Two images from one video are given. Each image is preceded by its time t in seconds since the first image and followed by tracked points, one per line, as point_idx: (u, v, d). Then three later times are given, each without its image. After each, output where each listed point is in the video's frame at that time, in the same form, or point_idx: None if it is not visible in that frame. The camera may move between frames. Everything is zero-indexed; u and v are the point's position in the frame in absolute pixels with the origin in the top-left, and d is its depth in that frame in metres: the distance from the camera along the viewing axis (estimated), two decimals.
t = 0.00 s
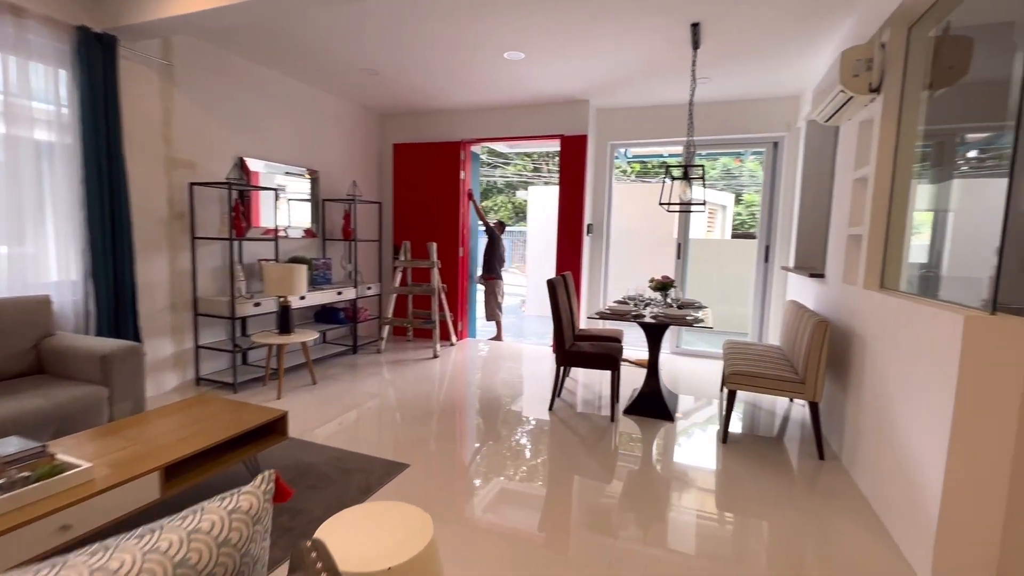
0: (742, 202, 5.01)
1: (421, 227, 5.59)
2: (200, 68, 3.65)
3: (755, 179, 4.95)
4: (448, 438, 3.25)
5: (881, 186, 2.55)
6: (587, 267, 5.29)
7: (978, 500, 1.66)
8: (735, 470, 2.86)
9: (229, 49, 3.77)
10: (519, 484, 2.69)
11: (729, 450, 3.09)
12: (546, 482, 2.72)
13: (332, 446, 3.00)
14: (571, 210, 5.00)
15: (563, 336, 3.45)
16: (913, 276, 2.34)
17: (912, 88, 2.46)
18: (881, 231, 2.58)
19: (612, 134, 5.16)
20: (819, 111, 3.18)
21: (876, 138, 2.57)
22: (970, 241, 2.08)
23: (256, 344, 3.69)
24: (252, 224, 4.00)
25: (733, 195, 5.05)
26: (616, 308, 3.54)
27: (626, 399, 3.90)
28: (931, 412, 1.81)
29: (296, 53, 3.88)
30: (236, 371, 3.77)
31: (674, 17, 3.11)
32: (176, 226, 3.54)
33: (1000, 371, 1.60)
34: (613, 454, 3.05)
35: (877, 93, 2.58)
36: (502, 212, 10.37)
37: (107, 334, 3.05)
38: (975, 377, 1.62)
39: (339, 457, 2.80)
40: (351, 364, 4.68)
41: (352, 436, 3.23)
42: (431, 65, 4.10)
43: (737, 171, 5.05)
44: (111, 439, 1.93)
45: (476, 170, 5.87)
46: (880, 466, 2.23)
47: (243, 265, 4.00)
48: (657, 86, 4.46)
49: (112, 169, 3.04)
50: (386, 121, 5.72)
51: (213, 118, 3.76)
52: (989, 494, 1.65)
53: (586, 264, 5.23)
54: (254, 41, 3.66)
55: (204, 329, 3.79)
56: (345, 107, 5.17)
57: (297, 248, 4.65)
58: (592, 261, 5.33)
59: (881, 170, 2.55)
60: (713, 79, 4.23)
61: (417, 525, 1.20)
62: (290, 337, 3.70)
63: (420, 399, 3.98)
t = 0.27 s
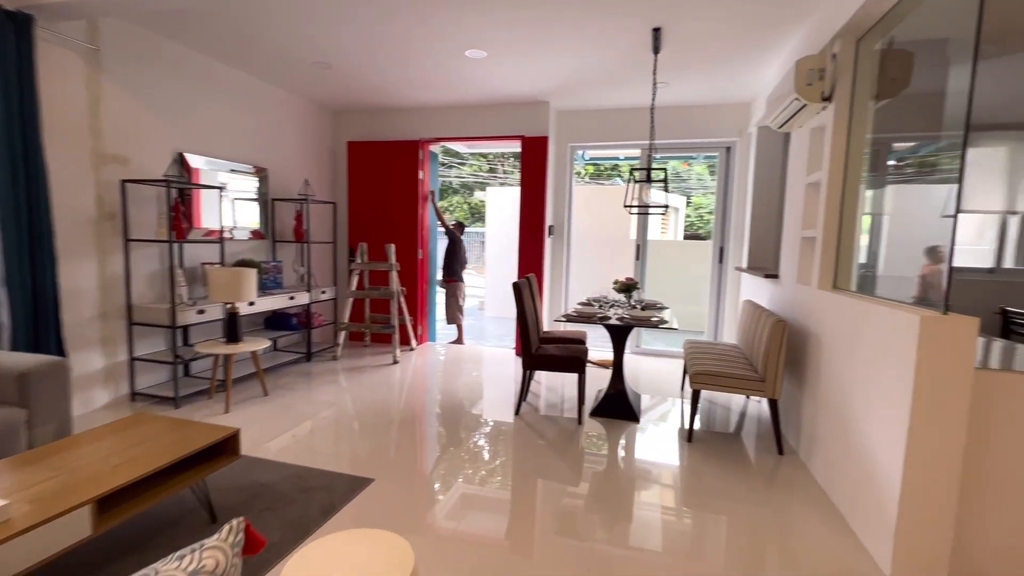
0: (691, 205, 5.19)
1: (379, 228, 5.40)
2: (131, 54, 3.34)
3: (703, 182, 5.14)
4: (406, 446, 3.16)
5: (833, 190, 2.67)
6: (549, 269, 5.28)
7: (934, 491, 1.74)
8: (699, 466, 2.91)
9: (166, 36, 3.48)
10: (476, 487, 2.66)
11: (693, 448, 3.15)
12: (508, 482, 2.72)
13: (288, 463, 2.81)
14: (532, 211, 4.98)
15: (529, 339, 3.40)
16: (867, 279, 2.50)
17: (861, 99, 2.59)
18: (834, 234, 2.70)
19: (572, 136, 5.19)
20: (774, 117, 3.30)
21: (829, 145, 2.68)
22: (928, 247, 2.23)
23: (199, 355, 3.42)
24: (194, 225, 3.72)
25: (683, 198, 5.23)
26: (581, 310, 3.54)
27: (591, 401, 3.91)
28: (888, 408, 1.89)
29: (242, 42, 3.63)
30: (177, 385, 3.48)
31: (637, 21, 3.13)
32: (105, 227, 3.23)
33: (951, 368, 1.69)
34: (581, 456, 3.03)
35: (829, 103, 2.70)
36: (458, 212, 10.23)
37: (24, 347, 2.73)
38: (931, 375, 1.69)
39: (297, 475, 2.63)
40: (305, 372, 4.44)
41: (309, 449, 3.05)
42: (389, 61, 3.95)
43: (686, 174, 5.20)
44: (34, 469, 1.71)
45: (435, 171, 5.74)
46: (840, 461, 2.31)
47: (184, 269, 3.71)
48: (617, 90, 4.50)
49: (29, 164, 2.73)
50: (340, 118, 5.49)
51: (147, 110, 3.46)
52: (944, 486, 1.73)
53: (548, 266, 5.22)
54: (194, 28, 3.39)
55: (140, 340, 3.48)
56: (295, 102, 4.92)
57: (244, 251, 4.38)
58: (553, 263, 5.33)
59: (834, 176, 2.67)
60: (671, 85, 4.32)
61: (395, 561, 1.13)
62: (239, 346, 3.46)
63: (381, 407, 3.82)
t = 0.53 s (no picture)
0: (647, 207, 5.30)
1: (338, 229, 5.21)
2: (59, 39, 3.06)
3: (658, 184, 5.27)
4: (369, 454, 3.05)
5: (792, 195, 2.77)
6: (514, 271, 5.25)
7: (894, 482, 1.81)
8: (666, 465, 2.96)
9: (100, 21, 3.21)
10: (440, 492, 2.62)
11: (660, 447, 3.19)
12: (476, 489, 2.66)
13: (244, 479, 2.65)
14: (497, 213, 4.93)
15: (498, 343, 3.36)
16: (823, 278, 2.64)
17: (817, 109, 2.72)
18: (793, 237, 2.81)
19: (536, 138, 5.18)
20: (734, 123, 3.40)
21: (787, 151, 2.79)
22: (886, 249, 2.42)
23: (141, 366, 3.18)
24: (134, 226, 3.46)
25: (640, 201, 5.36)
26: (549, 313, 3.53)
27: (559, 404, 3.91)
28: (848, 404, 1.96)
29: (186, 31, 3.39)
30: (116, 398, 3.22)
31: (602, 26, 3.14)
32: (31, 228, 2.94)
33: (908, 366, 1.76)
34: (551, 459, 3.01)
35: (787, 110, 2.79)
36: (417, 213, 10.06)
37: None
38: (889, 372, 1.77)
39: (256, 494, 2.47)
40: (259, 382, 4.22)
41: (267, 463, 2.89)
42: (348, 56, 3.80)
43: (642, 176, 5.31)
44: None
45: (397, 171, 5.59)
46: (802, 455, 2.40)
47: (124, 273, 3.45)
48: (581, 93, 4.53)
49: None
50: (295, 114, 5.26)
51: (79, 101, 3.18)
52: (901, 478, 1.81)
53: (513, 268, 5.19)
54: (132, 14, 3.15)
55: (74, 351, 3.20)
56: (247, 96, 4.67)
57: (191, 254, 4.12)
58: (518, 265, 5.31)
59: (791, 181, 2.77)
60: (633, 89, 4.39)
61: None
62: (189, 356, 3.24)
63: (344, 416, 3.67)
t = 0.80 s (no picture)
0: (612, 209, 5.39)
1: (300, 231, 5.03)
2: None
3: (622, 188, 5.36)
4: (335, 465, 2.95)
5: (755, 201, 2.86)
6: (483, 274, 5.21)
7: (856, 479, 1.89)
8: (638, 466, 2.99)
9: (37, 8, 2.98)
10: (408, 497, 2.60)
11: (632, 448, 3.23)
12: (446, 494, 2.63)
13: (203, 497, 2.51)
14: (465, 215, 4.88)
15: (469, 348, 3.32)
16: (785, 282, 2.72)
17: (778, 117, 2.81)
18: (757, 241, 2.89)
19: (504, 140, 5.16)
20: (699, 129, 3.48)
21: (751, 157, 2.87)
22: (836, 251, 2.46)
23: (85, 378, 2.97)
24: (77, 229, 3.23)
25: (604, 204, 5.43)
26: (520, 317, 3.51)
27: (531, 408, 3.90)
28: (813, 403, 2.03)
29: (134, 21, 3.19)
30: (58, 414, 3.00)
31: (572, 30, 3.14)
32: None
33: (869, 367, 1.83)
34: (524, 464, 3.00)
35: (751, 118, 2.89)
36: (381, 213, 9.86)
37: None
38: (852, 373, 1.84)
39: (216, 514, 2.34)
40: (217, 392, 4.02)
41: (227, 478, 2.75)
42: (311, 53, 3.66)
43: (607, 178, 5.38)
44: None
45: (362, 172, 5.45)
46: (768, 454, 2.47)
47: (64, 278, 3.22)
48: (549, 96, 4.54)
49: None
50: (253, 112, 5.05)
51: (13, 94, 2.94)
52: (864, 474, 1.88)
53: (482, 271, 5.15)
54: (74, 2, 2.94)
55: (9, 364, 2.96)
56: (201, 92, 4.44)
57: (141, 258, 3.89)
58: (488, 268, 5.27)
59: (756, 187, 2.85)
60: (601, 94, 4.43)
61: None
62: (139, 367, 3.05)
63: (308, 425, 3.54)
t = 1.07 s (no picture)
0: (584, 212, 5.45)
1: (267, 233, 4.87)
2: None
3: (594, 190, 5.40)
4: (305, 475, 2.86)
5: (726, 204, 2.93)
6: (457, 277, 5.16)
7: (825, 477, 1.94)
8: (613, 466, 3.00)
9: None
10: (381, 503, 2.56)
11: (606, 448, 3.24)
12: (417, 499, 2.61)
13: (163, 513, 2.39)
14: (439, 217, 4.83)
15: (443, 352, 3.27)
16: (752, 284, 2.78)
17: (747, 123, 2.88)
18: (728, 245, 2.96)
19: (478, 142, 5.13)
20: (671, 134, 3.54)
21: (722, 163, 2.93)
22: (800, 254, 2.55)
23: (31, 390, 2.79)
24: (21, 232, 3.04)
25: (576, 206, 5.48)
26: (496, 320, 3.49)
27: (506, 411, 3.88)
28: (783, 404, 2.08)
29: (86, 12, 3.02)
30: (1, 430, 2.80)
31: (545, 34, 3.14)
32: None
33: (836, 368, 1.88)
34: (499, 468, 2.97)
35: (721, 124, 2.95)
36: (351, 214, 9.65)
37: None
38: (820, 375, 1.89)
39: (177, 532, 2.22)
40: (179, 402, 3.85)
41: (190, 492, 2.62)
42: (278, 50, 3.55)
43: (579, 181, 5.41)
44: None
45: (331, 172, 5.32)
46: (740, 453, 2.52)
47: (8, 284, 3.02)
48: (523, 99, 4.53)
49: None
50: (216, 109, 4.87)
51: None
52: (831, 473, 1.93)
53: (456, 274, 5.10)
54: None
55: None
56: (160, 88, 4.26)
57: (94, 262, 3.69)
58: (461, 271, 5.22)
59: (726, 192, 2.92)
60: (574, 97, 4.45)
61: None
62: (93, 378, 2.88)
63: (276, 435, 3.42)
